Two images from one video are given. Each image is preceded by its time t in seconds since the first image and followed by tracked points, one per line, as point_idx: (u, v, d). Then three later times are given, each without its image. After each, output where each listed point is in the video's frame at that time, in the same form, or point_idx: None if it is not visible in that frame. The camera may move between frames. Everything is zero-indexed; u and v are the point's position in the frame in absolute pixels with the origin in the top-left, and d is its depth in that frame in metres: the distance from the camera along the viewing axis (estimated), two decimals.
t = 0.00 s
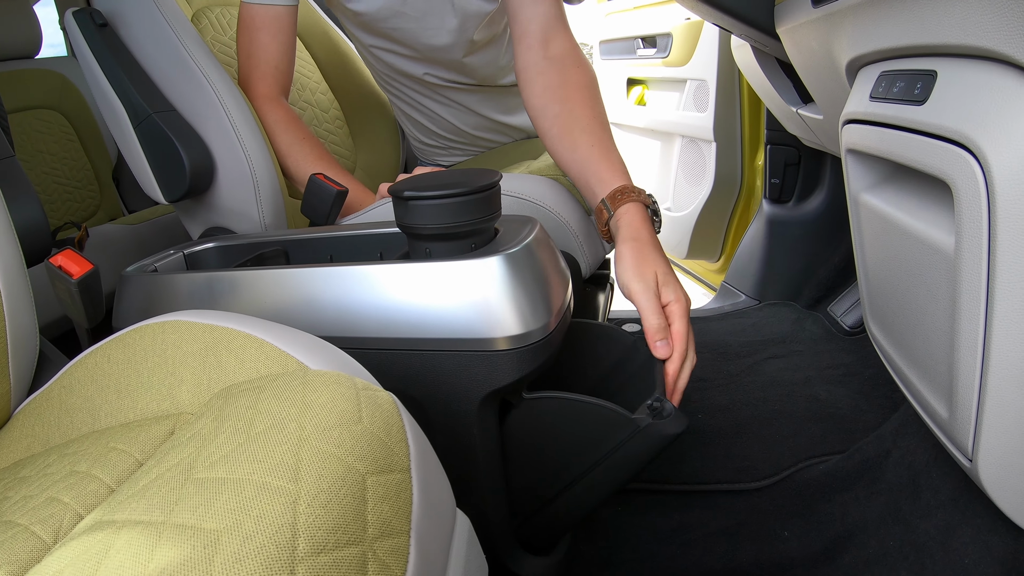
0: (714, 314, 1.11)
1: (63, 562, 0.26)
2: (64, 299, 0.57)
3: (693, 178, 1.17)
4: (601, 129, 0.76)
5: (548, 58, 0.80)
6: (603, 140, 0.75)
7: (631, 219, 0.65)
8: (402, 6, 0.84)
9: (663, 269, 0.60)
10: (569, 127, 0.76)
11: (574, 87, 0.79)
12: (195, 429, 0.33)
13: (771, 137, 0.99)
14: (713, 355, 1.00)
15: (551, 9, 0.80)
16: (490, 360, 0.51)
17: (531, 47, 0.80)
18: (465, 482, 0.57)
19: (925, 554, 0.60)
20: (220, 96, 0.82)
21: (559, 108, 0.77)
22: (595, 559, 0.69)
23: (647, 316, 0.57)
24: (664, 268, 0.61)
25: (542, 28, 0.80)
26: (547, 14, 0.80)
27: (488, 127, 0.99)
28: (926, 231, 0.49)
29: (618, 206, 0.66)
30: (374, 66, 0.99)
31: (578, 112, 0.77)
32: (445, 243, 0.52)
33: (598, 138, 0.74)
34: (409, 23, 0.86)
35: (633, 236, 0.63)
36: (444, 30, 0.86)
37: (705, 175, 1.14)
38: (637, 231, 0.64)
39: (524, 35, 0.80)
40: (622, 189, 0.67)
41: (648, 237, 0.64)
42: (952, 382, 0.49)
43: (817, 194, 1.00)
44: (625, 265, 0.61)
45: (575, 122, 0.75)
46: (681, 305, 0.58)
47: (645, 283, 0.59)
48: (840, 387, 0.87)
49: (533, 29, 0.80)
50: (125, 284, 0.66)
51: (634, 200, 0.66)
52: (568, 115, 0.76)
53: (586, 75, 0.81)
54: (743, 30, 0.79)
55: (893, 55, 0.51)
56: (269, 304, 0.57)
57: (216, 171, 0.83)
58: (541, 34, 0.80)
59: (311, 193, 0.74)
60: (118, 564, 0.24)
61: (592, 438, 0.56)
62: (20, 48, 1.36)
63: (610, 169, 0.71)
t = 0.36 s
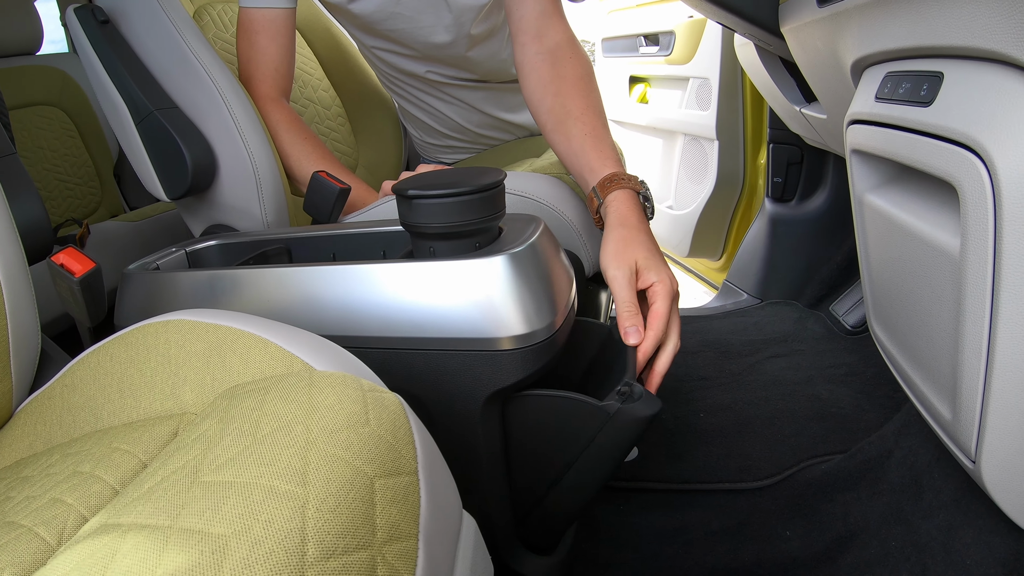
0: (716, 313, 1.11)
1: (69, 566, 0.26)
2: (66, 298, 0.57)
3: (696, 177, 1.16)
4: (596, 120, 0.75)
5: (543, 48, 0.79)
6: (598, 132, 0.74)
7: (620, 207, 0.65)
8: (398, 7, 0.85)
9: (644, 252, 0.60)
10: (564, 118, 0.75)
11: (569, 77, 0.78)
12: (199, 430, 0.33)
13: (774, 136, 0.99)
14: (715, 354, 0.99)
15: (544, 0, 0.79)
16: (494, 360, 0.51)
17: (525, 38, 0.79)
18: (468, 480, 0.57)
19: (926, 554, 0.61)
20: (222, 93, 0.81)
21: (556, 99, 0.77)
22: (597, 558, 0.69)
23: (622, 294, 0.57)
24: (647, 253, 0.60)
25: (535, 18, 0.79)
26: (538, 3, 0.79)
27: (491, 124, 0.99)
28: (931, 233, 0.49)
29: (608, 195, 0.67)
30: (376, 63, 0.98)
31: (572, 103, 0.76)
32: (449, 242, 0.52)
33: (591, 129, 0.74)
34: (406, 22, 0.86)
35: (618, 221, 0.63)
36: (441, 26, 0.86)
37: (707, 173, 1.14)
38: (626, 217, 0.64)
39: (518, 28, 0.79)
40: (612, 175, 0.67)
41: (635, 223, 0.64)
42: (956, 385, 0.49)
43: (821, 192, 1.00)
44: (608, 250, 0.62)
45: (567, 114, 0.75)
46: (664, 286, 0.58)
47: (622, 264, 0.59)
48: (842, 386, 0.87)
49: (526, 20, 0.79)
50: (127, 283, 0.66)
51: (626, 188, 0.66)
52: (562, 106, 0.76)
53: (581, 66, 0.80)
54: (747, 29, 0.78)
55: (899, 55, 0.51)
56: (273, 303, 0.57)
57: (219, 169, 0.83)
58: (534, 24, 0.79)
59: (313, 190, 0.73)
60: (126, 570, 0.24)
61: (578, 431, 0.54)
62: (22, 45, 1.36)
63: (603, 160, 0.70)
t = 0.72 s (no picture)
0: (718, 317, 1.12)
1: (94, 571, 0.26)
2: (76, 298, 0.57)
3: (699, 181, 1.17)
4: (585, 119, 0.76)
5: (541, 48, 0.79)
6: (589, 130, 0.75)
7: (600, 197, 0.65)
8: (404, 10, 0.85)
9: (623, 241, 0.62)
10: (554, 118, 0.76)
11: (564, 77, 0.78)
12: (217, 435, 0.34)
13: (777, 141, 1.00)
14: (716, 358, 1.00)
15: None
16: (502, 366, 0.51)
17: (525, 39, 0.79)
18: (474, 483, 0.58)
19: (925, 558, 0.61)
20: (229, 96, 0.82)
21: (548, 99, 0.78)
22: (599, 560, 0.69)
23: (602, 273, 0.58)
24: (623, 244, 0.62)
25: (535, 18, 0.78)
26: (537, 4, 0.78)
27: (497, 127, 1.00)
28: (933, 244, 0.50)
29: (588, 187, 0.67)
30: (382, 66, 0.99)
31: (563, 103, 0.77)
32: (458, 248, 0.53)
33: (580, 127, 0.74)
34: (412, 25, 0.87)
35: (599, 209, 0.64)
36: (447, 29, 0.87)
37: (710, 177, 1.14)
38: (603, 206, 0.65)
39: (518, 28, 0.79)
40: (594, 170, 0.68)
41: (614, 213, 0.64)
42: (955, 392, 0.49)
43: (822, 197, 1.01)
44: (586, 233, 0.62)
45: (559, 114, 0.76)
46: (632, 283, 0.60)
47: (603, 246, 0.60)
48: (843, 391, 0.88)
49: (525, 20, 0.79)
50: (134, 285, 0.66)
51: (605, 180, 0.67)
52: (554, 107, 0.77)
53: (579, 66, 0.79)
54: (752, 35, 0.79)
55: (902, 67, 0.52)
56: (283, 307, 0.58)
57: (225, 171, 0.84)
58: (533, 24, 0.78)
59: (320, 194, 0.74)
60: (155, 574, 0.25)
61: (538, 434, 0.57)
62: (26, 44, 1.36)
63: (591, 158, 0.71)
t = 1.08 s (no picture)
0: (717, 337, 1.15)
1: None
2: (110, 313, 0.60)
3: (701, 202, 1.21)
4: (588, 134, 0.78)
5: (550, 62, 0.81)
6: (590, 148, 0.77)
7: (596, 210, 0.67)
8: (423, 30, 0.88)
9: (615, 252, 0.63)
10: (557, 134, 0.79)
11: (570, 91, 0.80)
12: (273, 457, 0.37)
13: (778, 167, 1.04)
14: (715, 378, 1.03)
15: (552, 18, 0.80)
16: (519, 390, 0.55)
17: (535, 52, 0.81)
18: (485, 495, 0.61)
19: None
20: (252, 113, 0.84)
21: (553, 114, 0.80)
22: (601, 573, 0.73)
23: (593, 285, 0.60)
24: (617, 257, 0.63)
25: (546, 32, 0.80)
26: (547, 19, 0.80)
27: (509, 145, 1.02)
28: (922, 287, 0.53)
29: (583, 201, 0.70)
30: (398, 85, 1.02)
31: (568, 120, 0.79)
32: (480, 280, 0.57)
33: (582, 142, 0.77)
34: (430, 45, 0.90)
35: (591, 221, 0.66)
36: (465, 49, 0.90)
37: (712, 198, 1.18)
38: (597, 219, 0.66)
39: (529, 41, 0.81)
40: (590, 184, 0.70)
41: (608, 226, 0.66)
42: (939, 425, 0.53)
43: (822, 223, 1.05)
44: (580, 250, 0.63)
45: (564, 130, 0.79)
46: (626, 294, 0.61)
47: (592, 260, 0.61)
48: (837, 414, 0.91)
49: (536, 33, 0.81)
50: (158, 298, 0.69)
51: (597, 194, 0.69)
52: (560, 123, 0.79)
53: (585, 84, 0.82)
54: (758, 68, 0.83)
55: (899, 118, 0.55)
56: (308, 328, 0.60)
57: (246, 186, 0.86)
58: (543, 37, 0.80)
59: (340, 213, 0.77)
60: None
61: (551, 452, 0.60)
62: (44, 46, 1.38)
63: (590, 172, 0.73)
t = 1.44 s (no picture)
0: (719, 367, 1.21)
1: None
2: (190, 345, 0.67)
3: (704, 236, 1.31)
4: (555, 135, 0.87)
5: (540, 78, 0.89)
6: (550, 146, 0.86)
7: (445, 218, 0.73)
8: (452, 77, 0.98)
9: (432, 261, 0.68)
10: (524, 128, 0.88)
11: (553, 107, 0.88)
12: (393, 482, 0.46)
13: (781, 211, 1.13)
14: (716, 408, 1.10)
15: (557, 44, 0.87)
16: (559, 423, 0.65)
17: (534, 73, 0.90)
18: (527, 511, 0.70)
19: None
20: (304, 153, 0.92)
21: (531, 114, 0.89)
22: None
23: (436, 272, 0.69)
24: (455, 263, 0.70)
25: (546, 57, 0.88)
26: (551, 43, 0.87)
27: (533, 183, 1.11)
28: (902, 346, 0.64)
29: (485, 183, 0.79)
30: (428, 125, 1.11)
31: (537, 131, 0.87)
32: (528, 327, 0.66)
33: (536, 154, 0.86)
34: (458, 90, 0.99)
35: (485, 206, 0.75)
36: (490, 96, 0.99)
37: (717, 233, 1.27)
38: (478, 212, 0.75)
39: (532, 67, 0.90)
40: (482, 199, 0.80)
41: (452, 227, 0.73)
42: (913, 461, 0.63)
43: (820, 264, 1.12)
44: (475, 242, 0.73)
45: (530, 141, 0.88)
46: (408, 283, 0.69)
47: (404, 275, 0.69)
48: (827, 443, 0.98)
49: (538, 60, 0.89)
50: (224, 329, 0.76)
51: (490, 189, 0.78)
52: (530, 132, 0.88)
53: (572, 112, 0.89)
54: (769, 130, 0.92)
55: (889, 202, 0.66)
56: (378, 361, 0.70)
57: (293, 219, 0.94)
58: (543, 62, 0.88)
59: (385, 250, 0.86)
60: None
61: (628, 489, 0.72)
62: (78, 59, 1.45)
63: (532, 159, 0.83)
